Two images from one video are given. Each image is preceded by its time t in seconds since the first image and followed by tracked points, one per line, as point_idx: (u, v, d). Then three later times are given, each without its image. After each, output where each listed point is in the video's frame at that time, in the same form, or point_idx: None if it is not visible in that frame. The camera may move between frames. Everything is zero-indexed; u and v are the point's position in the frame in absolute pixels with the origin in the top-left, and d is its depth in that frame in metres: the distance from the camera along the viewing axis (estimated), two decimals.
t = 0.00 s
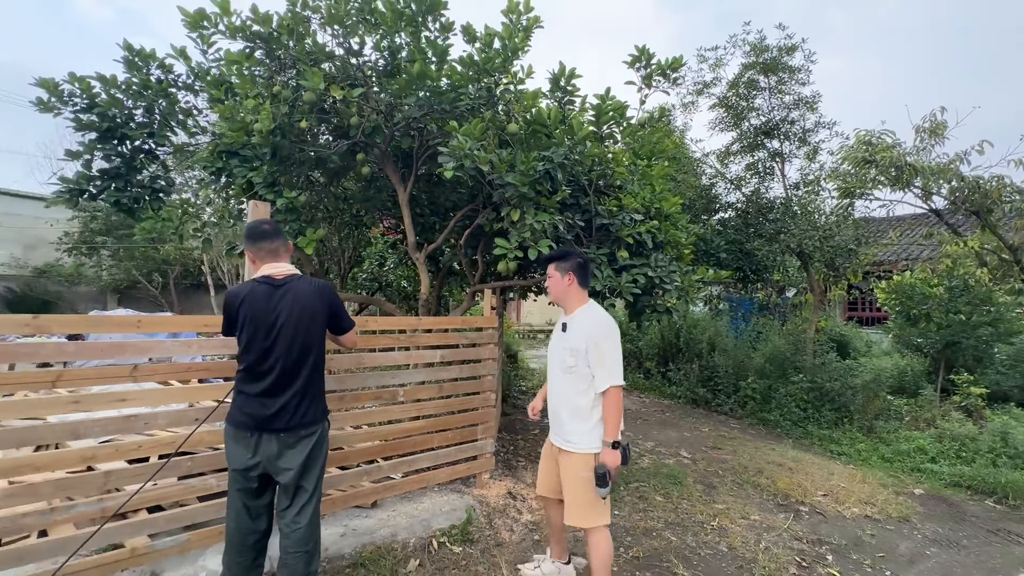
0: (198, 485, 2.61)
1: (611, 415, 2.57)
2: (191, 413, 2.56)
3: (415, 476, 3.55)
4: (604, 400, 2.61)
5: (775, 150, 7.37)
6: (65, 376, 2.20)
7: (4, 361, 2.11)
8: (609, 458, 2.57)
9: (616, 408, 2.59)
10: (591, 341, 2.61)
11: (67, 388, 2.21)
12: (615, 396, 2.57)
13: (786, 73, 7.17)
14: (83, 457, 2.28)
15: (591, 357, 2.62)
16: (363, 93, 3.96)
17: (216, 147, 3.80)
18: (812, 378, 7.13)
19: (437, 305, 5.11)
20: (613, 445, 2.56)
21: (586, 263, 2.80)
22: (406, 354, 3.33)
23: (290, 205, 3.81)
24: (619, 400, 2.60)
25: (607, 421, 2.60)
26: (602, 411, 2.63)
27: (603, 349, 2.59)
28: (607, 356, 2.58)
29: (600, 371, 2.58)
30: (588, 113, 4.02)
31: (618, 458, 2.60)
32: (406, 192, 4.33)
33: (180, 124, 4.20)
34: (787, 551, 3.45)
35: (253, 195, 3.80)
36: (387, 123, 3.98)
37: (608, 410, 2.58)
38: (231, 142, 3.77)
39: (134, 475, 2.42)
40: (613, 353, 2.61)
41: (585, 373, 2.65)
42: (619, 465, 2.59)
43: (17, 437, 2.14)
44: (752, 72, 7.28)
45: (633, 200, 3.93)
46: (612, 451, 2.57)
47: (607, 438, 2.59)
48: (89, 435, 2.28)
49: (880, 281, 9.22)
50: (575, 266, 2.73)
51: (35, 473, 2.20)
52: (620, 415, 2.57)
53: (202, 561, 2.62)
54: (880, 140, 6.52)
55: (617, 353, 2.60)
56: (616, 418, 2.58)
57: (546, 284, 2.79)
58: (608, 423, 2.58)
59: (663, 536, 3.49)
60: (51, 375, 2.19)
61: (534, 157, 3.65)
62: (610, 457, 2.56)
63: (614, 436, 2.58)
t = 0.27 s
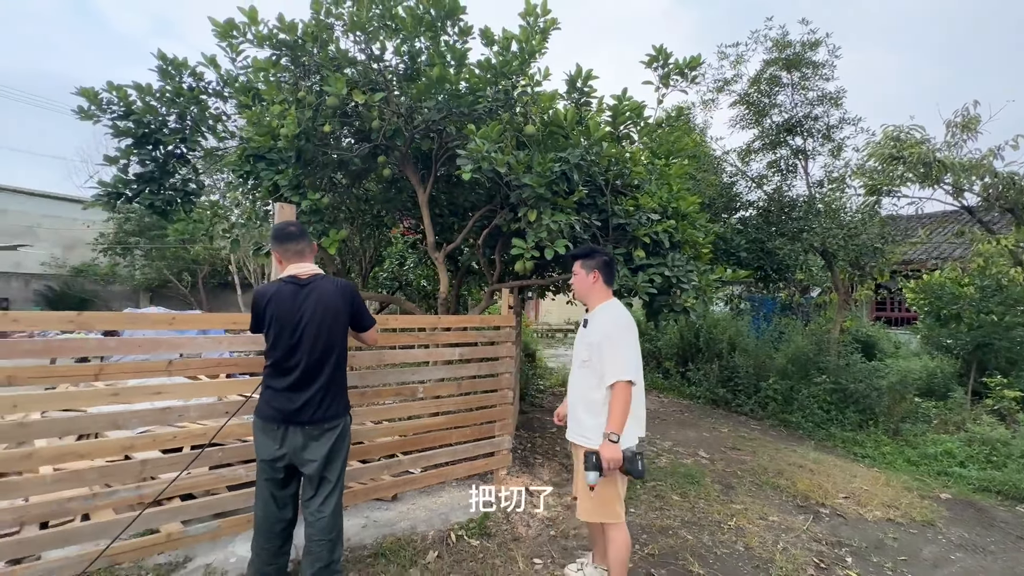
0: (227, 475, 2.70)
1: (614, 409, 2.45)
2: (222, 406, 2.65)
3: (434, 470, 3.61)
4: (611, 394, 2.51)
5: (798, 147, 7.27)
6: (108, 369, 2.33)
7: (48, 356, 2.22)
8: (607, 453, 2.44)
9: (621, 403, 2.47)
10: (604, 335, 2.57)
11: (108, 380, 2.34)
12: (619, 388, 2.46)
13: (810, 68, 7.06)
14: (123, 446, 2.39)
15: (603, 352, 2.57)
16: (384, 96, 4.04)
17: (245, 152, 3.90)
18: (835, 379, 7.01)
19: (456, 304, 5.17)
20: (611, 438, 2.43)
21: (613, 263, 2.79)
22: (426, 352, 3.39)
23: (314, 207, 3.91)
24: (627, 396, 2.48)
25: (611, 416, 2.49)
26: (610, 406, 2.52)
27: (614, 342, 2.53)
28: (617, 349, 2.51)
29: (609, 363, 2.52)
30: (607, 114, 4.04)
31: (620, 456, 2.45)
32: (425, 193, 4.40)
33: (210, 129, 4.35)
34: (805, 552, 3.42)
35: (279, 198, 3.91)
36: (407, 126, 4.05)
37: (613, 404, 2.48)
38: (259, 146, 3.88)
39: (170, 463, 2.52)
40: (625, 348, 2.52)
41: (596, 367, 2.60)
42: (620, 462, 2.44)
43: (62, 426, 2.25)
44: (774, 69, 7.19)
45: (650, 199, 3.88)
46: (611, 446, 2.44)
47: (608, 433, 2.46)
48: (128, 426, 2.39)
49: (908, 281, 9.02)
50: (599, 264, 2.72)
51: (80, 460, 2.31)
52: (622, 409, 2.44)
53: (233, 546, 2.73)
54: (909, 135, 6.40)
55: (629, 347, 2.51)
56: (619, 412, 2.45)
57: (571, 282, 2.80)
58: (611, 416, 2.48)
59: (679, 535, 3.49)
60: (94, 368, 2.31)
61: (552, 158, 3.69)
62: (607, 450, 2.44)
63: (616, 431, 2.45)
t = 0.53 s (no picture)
0: (260, 466, 2.78)
1: (632, 403, 2.48)
2: (256, 400, 2.73)
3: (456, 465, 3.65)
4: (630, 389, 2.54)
5: (821, 144, 7.17)
6: (151, 363, 2.41)
7: (87, 352, 2.30)
8: (625, 445, 2.47)
9: (639, 397, 2.49)
10: (624, 331, 2.59)
11: (150, 375, 2.41)
12: (637, 383, 2.48)
13: (834, 63, 6.95)
14: (164, 437, 2.48)
15: (622, 347, 2.59)
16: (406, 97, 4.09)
17: (272, 155, 3.98)
18: (859, 379, 6.88)
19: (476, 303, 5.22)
20: (628, 431, 2.46)
21: (636, 263, 2.81)
22: (448, 349, 3.45)
23: (338, 208, 3.99)
24: (645, 391, 2.50)
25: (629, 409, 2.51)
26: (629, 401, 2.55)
27: (632, 337, 2.55)
28: (636, 344, 2.53)
29: (627, 358, 2.54)
30: (628, 114, 4.05)
31: (637, 449, 2.48)
32: (446, 195, 4.47)
33: (239, 133, 4.49)
34: (827, 552, 3.40)
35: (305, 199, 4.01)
36: (429, 128, 4.11)
37: (631, 398, 2.51)
38: (286, 149, 3.98)
39: (207, 454, 2.60)
40: (645, 344, 2.53)
41: (616, 362, 2.63)
42: (636, 456, 2.47)
43: (107, 416, 2.34)
44: (796, 64, 7.09)
45: (670, 198, 3.88)
46: (629, 439, 2.47)
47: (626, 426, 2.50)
48: (168, 418, 2.48)
49: (936, 280, 8.83)
50: (623, 264, 2.74)
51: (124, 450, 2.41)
52: (640, 403, 2.46)
53: (266, 535, 2.80)
54: (938, 130, 6.28)
55: (647, 342, 2.52)
56: (637, 406, 2.48)
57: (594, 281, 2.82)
58: (629, 409, 2.50)
59: (699, 532, 3.49)
60: (136, 363, 2.38)
61: (572, 158, 3.72)
62: (624, 443, 2.47)
63: (633, 424, 2.48)
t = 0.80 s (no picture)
0: (299, 459, 2.86)
1: (667, 401, 2.53)
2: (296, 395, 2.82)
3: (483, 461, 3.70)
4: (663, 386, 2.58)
5: (846, 141, 7.07)
6: (201, 359, 2.49)
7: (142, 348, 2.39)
8: (663, 442, 2.52)
9: (674, 394, 2.53)
10: (654, 329, 2.63)
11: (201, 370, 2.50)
12: (671, 381, 2.52)
13: (859, 60, 6.86)
14: (211, 429, 2.57)
15: (652, 345, 2.63)
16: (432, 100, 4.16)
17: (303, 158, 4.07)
18: (885, 379, 6.79)
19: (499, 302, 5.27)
20: (666, 429, 2.51)
21: (664, 263, 2.82)
22: (473, 348, 3.51)
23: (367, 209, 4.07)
24: (679, 387, 2.54)
25: (664, 407, 2.56)
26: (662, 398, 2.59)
27: (662, 335, 2.59)
28: (666, 342, 2.57)
29: (659, 356, 2.58)
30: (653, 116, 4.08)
31: (675, 445, 2.53)
32: (472, 196, 4.55)
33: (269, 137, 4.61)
34: (856, 551, 3.38)
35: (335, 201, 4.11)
36: (456, 132, 4.16)
37: (665, 396, 2.55)
38: (318, 152, 4.08)
39: (251, 446, 2.70)
40: (677, 343, 2.57)
41: (647, 360, 2.66)
42: (675, 451, 2.52)
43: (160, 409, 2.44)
44: (820, 62, 7.01)
45: (696, 199, 3.89)
46: (667, 436, 2.52)
47: (662, 423, 2.55)
48: (216, 411, 2.58)
49: (965, 279, 8.66)
50: (652, 265, 2.76)
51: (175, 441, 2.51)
52: (675, 400, 2.51)
53: (305, 524, 2.90)
54: (967, 126, 6.13)
55: (678, 340, 2.56)
56: (672, 403, 2.52)
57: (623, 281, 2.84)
58: (664, 407, 2.55)
59: (726, 530, 3.50)
60: (187, 358, 2.47)
61: (600, 160, 3.76)
62: (663, 440, 2.52)
63: (670, 421, 2.52)
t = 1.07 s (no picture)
0: (341, 453, 2.93)
1: (705, 398, 2.56)
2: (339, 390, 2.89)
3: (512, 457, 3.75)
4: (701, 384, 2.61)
5: (869, 139, 7.00)
6: (252, 356, 2.60)
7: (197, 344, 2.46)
8: (703, 439, 2.55)
9: (712, 390, 2.57)
10: (690, 328, 2.66)
11: (252, 365, 2.61)
12: (709, 378, 2.55)
13: (883, 57, 6.79)
14: (259, 423, 2.65)
15: (689, 344, 2.66)
16: (459, 101, 4.21)
17: (334, 160, 4.11)
18: (910, 379, 6.72)
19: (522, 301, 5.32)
20: (706, 425, 2.54)
21: (697, 264, 2.87)
22: (503, 347, 3.56)
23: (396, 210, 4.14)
24: (717, 384, 2.58)
25: (702, 404, 2.59)
26: (700, 395, 2.63)
27: (699, 334, 2.62)
28: (704, 340, 2.60)
29: (696, 354, 2.61)
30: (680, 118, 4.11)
31: (715, 440, 2.55)
32: (499, 198, 4.60)
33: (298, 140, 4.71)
34: (888, 549, 3.37)
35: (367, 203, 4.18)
36: (484, 136, 4.19)
37: (703, 393, 2.58)
38: (348, 155, 4.10)
39: (297, 441, 2.78)
40: (714, 340, 2.60)
41: (683, 358, 2.69)
42: (714, 447, 2.54)
43: (215, 404, 2.54)
44: (843, 59, 6.94)
45: (724, 199, 3.88)
46: (707, 432, 2.55)
47: (701, 420, 2.58)
48: (263, 406, 2.65)
49: (992, 278, 8.52)
50: (685, 265, 2.81)
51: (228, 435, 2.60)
52: (714, 396, 2.54)
53: (347, 516, 2.93)
54: (994, 123, 6.01)
55: (715, 338, 2.59)
56: (711, 400, 2.55)
57: (657, 282, 2.89)
58: (703, 403, 2.58)
59: (755, 526, 3.51)
60: (239, 355, 2.57)
61: (631, 162, 3.81)
62: (703, 436, 2.54)
63: (709, 417, 2.55)
